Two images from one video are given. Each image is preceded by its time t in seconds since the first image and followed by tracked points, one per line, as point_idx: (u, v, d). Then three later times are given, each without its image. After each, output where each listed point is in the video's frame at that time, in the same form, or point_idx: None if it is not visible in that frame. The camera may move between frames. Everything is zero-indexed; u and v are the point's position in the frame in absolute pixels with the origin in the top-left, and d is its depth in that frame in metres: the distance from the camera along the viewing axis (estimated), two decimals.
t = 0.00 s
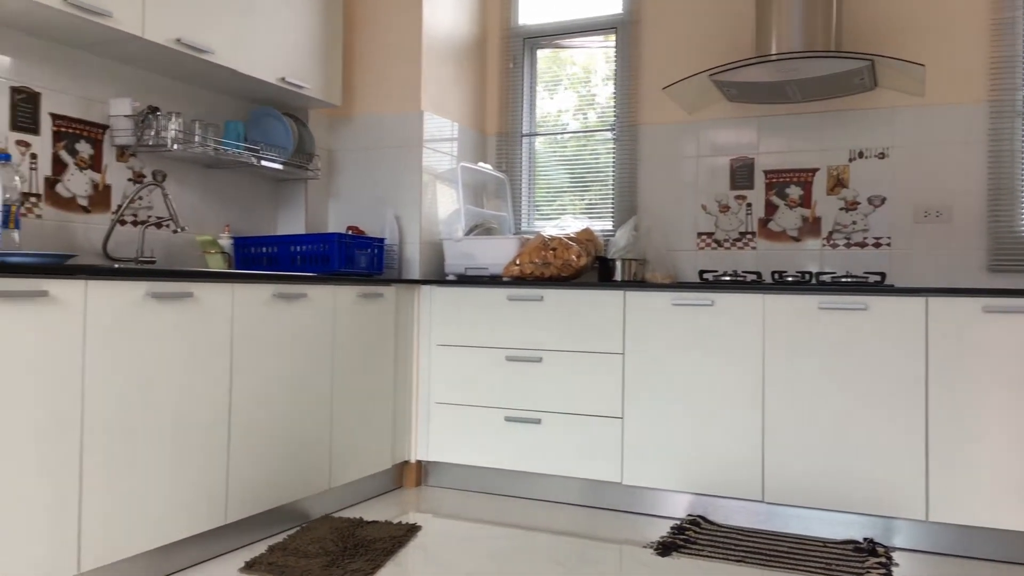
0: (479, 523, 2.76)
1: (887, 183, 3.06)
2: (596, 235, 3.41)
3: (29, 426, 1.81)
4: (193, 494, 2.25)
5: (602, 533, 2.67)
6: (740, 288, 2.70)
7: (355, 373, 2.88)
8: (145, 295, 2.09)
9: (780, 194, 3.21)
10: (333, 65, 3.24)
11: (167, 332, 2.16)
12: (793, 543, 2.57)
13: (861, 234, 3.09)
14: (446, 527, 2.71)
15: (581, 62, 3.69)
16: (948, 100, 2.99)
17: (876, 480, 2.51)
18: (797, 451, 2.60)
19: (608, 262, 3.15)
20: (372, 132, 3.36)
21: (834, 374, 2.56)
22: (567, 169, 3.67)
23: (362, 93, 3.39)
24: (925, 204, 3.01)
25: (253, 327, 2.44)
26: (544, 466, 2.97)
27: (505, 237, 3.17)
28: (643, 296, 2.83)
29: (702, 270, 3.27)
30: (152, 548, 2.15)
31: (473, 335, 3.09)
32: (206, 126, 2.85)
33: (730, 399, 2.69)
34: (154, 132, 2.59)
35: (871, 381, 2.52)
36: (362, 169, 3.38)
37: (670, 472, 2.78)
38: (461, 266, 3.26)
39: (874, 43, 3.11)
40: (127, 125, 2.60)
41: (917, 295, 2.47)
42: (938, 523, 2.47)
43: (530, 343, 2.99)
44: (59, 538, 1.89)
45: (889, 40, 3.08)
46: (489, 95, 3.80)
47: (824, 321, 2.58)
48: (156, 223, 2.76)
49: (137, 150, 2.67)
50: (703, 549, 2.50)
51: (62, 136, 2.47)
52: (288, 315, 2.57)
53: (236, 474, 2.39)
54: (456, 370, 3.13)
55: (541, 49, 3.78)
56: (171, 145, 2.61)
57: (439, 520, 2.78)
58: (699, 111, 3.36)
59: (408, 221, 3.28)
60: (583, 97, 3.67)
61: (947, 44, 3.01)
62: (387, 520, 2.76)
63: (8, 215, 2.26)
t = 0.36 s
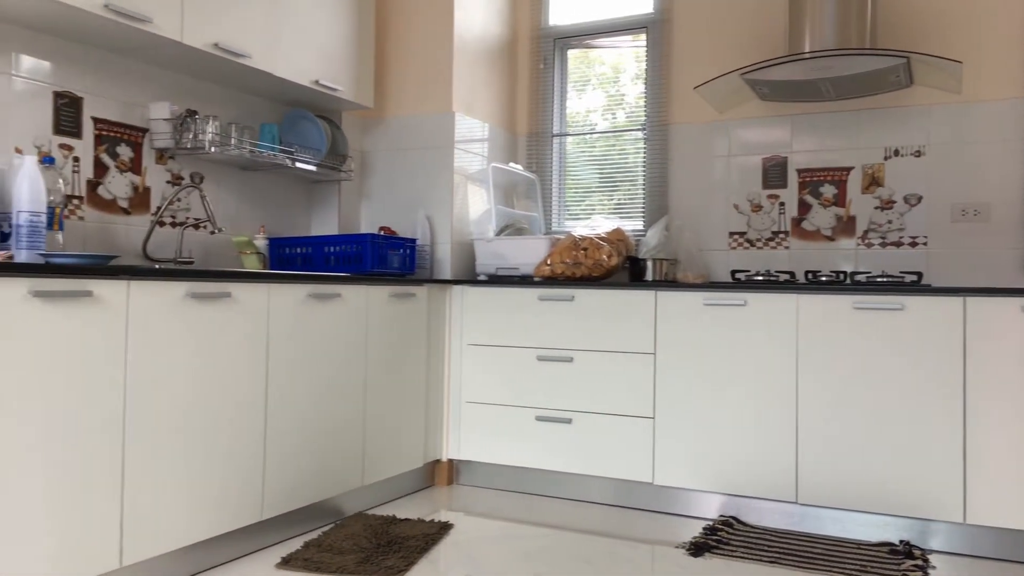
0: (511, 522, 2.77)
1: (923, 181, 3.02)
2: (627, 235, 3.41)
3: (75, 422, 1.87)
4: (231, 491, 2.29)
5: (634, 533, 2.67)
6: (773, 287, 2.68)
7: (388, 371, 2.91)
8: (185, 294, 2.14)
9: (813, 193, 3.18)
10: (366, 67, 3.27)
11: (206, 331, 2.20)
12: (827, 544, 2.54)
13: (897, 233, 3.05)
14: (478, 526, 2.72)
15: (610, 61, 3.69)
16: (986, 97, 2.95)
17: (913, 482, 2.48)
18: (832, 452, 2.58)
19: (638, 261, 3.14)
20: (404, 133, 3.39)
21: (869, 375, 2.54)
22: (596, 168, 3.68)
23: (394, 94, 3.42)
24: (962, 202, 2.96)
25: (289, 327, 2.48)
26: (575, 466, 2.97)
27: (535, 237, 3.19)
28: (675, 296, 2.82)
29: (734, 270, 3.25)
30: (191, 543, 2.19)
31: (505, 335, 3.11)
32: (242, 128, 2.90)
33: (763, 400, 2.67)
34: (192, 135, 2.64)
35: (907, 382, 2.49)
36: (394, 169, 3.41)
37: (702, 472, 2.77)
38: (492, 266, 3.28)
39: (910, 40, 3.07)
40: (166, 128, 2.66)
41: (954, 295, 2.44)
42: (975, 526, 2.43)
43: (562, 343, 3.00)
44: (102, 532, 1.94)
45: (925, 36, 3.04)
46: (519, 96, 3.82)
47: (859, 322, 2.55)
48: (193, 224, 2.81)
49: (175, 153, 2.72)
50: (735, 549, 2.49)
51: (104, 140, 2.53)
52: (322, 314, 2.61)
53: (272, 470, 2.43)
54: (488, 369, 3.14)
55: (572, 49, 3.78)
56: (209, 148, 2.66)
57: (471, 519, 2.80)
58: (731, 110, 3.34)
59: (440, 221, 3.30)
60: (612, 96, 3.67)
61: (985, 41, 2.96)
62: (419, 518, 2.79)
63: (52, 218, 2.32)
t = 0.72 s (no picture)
0: (532, 520, 2.78)
1: (948, 179, 2.99)
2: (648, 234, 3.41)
3: (103, 417, 1.90)
4: (256, 486, 2.32)
5: (655, 532, 2.67)
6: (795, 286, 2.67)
7: (409, 369, 2.93)
8: (212, 292, 2.17)
9: (836, 192, 3.16)
10: (388, 67, 3.30)
11: (232, 328, 2.23)
12: (850, 544, 2.53)
13: (921, 232, 3.03)
14: (500, 523, 2.74)
15: (629, 61, 3.69)
16: (1012, 94, 2.92)
17: (937, 482, 2.46)
18: (855, 452, 2.57)
19: (659, 260, 3.14)
20: (425, 133, 3.41)
21: (893, 375, 2.52)
22: (616, 168, 3.68)
23: (416, 94, 3.44)
24: (988, 200, 2.94)
25: (312, 325, 2.50)
26: (596, 465, 2.98)
27: (556, 236, 3.19)
28: (696, 295, 2.82)
29: (756, 269, 3.24)
30: (217, 538, 2.22)
31: (526, 333, 3.12)
32: (266, 129, 2.93)
33: (785, 399, 2.66)
34: (217, 136, 2.67)
35: (932, 381, 2.47)
36: (415, 169, 3.43)
37: (724, 471, 2.77)
38: (513, 265, 3.29)
39: (934, 37, 3.04)
40: (192, 129, 2.69)
41: (980, 293, 2.42)
42: (1002, 526, 2.41)
43: (583, 342, 3.01)
44: (131, 526, 1.97)
45: (950, 33, 3.02)
46: (540, 95, 3.83)
47: (883, 321, 2.53)
48: (218, 224, 2.85)
49: (201, 153, 2.76)
50: (758, 549, 2.49)
51: (131, 141, 2.57)
52: (345, 312, 2.63)
53: (296, 467, 2.45)
54: (508, 368, 3.16)
55: (592, 49, 3.78)
56: (234, 148, 2.69)
57: (492, 516, 2.81)
58: (753, 108, 3.32)
59: (461, 221, 3.32)
60: (632, 96, 3.67)
61: (1010, 37, 2.94)
62: (441, 516, 2.80)
63: (81, 217, 2.36)
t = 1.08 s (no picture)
0: (550, 518, 2.79)
1: (971, 178, 2.97)
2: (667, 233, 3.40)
3: (130, 413, 1.93)
4: (278, 482, 2.34)
5: (674, 531, 2.66)
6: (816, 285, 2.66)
7: (429, 367, 2.95)
8: (236, 290, 2.19)
9: (857, 190, 3.15)
10: (407, 67, 3.32)
11: (255, 326, 2.25)
12: (872, 545, 2.51)
13: (944, 230, 3.00)
14: (519, 521, 2.74)
15: (647, 60, 3.69)
16: None
17: (961, 482, 2.44)
18: (877, 452, 2.55)
19: (678, 259, 3.12)
20: (445, 133, 3.43)
21: (916, 374, 2.50)
22: (635, 167, 3.68)
23: (435, 94, 3.46)
24: (1012, 199, 2.91)
25: (334, 323, 2.52)
26: (615, 464, 2.98)
27: (575, 235, 3.20)
28: (716, 294, 2.81)
29: (777, 268, 3.23)
30: (239, 534, 2.24)
31: (545, 332, 3.12)
32: (288, 129, 2.96)
33: (806, 399, 2.65)
34: (240, 136, 2.71)
35: (955, 380, 2.45)
36: (435, 169, 3.45)
37: (744, 471, 2.76)
38: (532, 264, 3.29)
39: (957, 34, 3.02)
40: (215, 129, 2.73)
41: (1004, 292, 2.40)
42: None
43: (602, 341, 3.01)
44: (155, 520, 2.00)
45: (973, 30, 2.99)
46: (559, 95, 3.83)
47: (905, 320, 2.52)
48: (241, 223, 2.88)
49: (224, 153, 2.79)
50: (778, 549, 2.48)
51: (156, 141, 2.61)
52: (366, 310, 2.65)
53: (318, 463, 2.48)
54: (528, 367, 3.16)
55: (611, 48, 3.78)
56: (256, 149, 2.74)
57: (511, 515, 2.82)
58: (774, 106, 3.31)
59: (480, 220, 3.33)
60: (650, 95, 3.67)
61: None
62: (461, 513, 2.81)
63: (108, 216, 2.39)
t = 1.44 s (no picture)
0: (576, 516, 2.79)
1: (1002, 175, 2.93)
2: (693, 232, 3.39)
3: (164, 409, 1.96)
4: (308, 478, 2.37)
5: (701, 530, 2.66)
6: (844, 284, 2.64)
7: (455, 365, 2.96)
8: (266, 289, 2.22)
9: (886, 188, 3.12)
10: (433, 67, 3.34)
11: (285, 324, 2.28)
12: (902, 545, 2.49)
13: (974, 228, 2.97)
14: (545, 519, 2.75)
15: (670, 59, 3.69)
16: None
17: (993, 483, 2.41)
18: (907, 452, 2.53)
19: (704, 258, 3.11)
20: (471, 132, 3.44)
21: (947, 374, 2.47)
22: (659, 166, 3.67)
23: (461, 94, 3.48)
24: None
25: (362, 321, 2.55)
26: (641, 462, 2.97)
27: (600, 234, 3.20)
28: (743, 293, 2.80)
29: (804, 266, 3.20)
30: (269, 529, 2.27)
31: (570, 331, 3.13)
32: (316, 130, 2.99)
33: (834, 398, 2.64)
34: (269, 136, 2.76)
35: (987, 380, 2.42)
36: (461, 168, 3.47)
37: (771, 470, 2.75)
38: (558, 263, 3.30)
39: (987, 30, 2.98)
40: (245, 130, 2.76)
41: None
42: None
43: (628, 340, 3.01)
44: (188, 515, 2.03)
45: (1005, 26, 2.96)
46: (584, 94, 3.84)
47: (935, 319, 2.49)
48: (270, 223, 2.92)
49: (254, 154, 2.83)
50: (807, 548, 2.46)
51: (187, 142, 2.64)
52: (394, 309, 2.67)
53: (346, 460, 2.50)
54: (553, 365, 3.17)
55: (636, 46, 3.78)
56: (285, 149, 2.78)
57: (537, 513, 2.83)
58: (801, 104, 3.29)
59: (506, 219, 3.34)
60: (673, 94, 3.66)
61: None
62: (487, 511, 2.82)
63: (141, 216, 2.44)
